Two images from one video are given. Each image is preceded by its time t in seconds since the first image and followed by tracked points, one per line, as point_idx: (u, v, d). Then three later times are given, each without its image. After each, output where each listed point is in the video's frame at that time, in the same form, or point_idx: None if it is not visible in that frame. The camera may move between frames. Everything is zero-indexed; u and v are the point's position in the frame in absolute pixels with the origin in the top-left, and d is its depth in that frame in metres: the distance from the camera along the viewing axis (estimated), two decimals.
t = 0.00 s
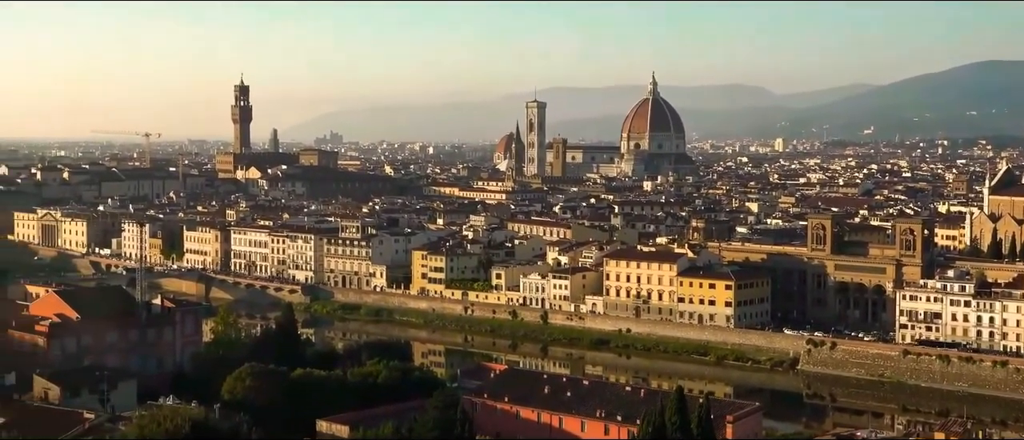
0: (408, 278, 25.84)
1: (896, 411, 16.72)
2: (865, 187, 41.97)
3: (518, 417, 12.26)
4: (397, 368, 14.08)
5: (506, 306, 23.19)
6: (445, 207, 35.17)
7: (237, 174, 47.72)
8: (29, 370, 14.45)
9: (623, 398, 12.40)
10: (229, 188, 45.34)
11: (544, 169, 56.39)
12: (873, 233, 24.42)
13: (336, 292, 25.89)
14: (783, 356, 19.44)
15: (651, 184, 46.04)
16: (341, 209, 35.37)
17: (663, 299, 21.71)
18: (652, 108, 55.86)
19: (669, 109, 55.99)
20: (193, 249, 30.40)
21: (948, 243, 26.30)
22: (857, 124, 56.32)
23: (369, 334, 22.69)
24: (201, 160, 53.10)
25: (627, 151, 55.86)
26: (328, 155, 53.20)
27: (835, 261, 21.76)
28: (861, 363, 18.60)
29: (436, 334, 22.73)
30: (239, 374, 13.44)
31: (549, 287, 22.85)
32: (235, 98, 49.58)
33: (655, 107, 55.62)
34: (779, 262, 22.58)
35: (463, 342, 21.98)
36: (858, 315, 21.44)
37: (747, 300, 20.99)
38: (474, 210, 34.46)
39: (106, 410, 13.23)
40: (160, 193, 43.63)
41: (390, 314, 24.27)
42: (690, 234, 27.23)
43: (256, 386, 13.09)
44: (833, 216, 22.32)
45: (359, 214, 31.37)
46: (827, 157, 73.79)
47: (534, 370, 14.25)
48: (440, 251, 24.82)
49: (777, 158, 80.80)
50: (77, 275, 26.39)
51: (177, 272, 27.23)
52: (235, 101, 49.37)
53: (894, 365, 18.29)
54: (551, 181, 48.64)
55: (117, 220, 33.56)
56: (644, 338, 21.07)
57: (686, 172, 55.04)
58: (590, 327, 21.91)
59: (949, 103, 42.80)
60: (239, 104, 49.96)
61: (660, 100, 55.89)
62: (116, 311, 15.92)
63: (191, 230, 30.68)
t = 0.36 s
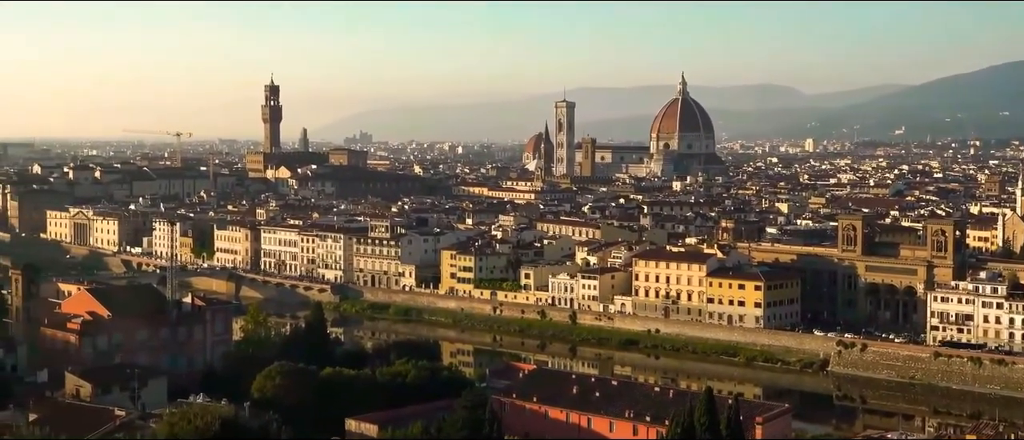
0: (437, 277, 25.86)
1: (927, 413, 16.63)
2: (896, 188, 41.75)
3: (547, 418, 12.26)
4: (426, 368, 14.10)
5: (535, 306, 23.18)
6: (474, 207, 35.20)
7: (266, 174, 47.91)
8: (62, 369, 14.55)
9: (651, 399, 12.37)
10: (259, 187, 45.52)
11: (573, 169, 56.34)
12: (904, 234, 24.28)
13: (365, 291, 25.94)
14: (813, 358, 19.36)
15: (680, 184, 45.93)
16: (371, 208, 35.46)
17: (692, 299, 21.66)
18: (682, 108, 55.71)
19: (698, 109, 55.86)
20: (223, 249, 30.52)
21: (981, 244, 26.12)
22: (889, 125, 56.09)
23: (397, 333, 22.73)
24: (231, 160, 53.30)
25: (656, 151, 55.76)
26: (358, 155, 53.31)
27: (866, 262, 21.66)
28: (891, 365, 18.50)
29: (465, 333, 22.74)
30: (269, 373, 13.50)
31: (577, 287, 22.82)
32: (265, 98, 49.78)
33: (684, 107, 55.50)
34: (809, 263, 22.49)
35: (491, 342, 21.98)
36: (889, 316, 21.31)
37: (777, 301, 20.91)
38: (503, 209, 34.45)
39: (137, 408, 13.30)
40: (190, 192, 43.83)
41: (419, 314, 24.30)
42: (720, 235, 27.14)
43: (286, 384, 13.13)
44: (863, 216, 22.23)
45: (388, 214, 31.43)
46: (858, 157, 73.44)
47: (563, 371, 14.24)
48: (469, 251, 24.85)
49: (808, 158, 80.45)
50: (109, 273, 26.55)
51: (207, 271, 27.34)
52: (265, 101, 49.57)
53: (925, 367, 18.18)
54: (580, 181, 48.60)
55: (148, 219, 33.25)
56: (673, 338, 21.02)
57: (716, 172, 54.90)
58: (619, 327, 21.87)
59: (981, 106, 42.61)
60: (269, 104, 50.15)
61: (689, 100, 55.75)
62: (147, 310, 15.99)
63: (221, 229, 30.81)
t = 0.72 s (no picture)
0: (465, 276, 25.86)
1: (958, 414, 16.52)
2: (927, 187, 41.47)
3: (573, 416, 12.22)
4: (453, 366, 14.12)
5: (562, 304, 23.15)
6: (502, 206, 35.18)
7: (295, 172, 48.02)
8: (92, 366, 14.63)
9: (678, 399, 12.33)
10: (288, 186, 45.64)
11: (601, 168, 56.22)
12: (935, 234, 24.11)
13: (392, 290, 25.96)
14: (842, 358, 19.27)
15: (709, 183, 45.76)
16: (399, 207, 35.47)
17: (720, 299, 21.59)
18: (711, 107, 55.54)
19: (727, 108, 55.66)
20: (252, 247, 30.61)
21: (1012, 245, 25.90)
22: (920, 124, 55.77)
23: (425, 332, 22.73)
24: (260, 158, 53.47)
25: (684, 150, 55.61)
26: (386, 154, 53.39)
27: (895, 262, 21.53)
28: (921, 366, 18.38)
29: (492, 332, 22.72)
30: (297, 371, 13.54)
31: (605, 286, 22.78)
32: (293, 97, 49.93)
33: (713, 106, 55.35)
34: (839, 263, 22.38)
35: (519, 340, 21.96)
36: (919, 316, 21.17)
37: (806, 301, 20.81)
38: (531, 208, 34.41)
39: (165, 405, 13.35)
40: (219, 190, 43.99)
41: (446, 312, 24.30)
42: (749, 234, 27.02)
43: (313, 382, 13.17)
44: (893, 216, 22.10)
45: (416, 212, 31.43)
46: (889, 156, 73.00)
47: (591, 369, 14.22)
48: (497, 249, 24.84)
49: (838, 158, 80.05)
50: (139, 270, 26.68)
51: (236, 269, 27.46)
52: (293, 100, 49.70)
53: (955, 367, 18.05)
54: (608, 180, 48.48)
55: (178, 216, 33.19)
56: (701, 338, 20.95)
57: (745, 171, 54.70)
58: (647, 327, 21.81)
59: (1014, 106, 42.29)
60: (298, 102, 50.28)
61: (718, 100, 55.57)
62: (176, 307, 16.02)
63: (250, 227, 30.90)
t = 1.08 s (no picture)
0: (487, 274, 25.83)
1: (984, 414, 16.40)
2: (953, 187, 41.20)
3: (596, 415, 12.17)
4: (475, 364, 14.11)
5: (585, 303, 23.11)
6: (524, 205, 35.14)
7: (319, 171, 48.11)
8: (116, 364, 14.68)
9: (702, 399, 12.28)
10: (311, 184, 45.72)
11: (625, 167, 56.09)
12: (960, 233, 23.95)
13: (415, 288, 25.95)
14: (866, 358, 19.16)
15: (733, 182, 45.60)
16: (422, 205, 35.45)
17: (744, 298, 21.51)
18: (735, 106, 55.36)
19: (751, 107, 55.42)
20: (276, 245, 30.67)
21: None
22: (946, 123, 55.48)
23: (448, 330, 22.73)
24: (284, 156, 53.64)
25: (708, 149, 55.47)
26: (409, 152, 53.47)
27: (921, 262, 21.40)
28: (947, 366, 18.26)
29: (515, 330, 22.69)
30: (319, 369, 13.56)
31: (628, 285, 22.72)
32: (317, 95, 50.04)
33: (737, 105, 55.16)
34: (863, 262, 22.26)
35: (542, 339, 21.93)
36: (945, 316, 21.03)
37: (831, 300, 20.71)
38: (554, 207, 34.36)
39: (189, 402, 13.38)
40: (242, 188, 44.12)
41: (469, 310, 24.29)
42: (773, 233, 26.90)
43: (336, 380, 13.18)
44: (919, 215, 21.97)
45: (439, 211, 31.40)
46: (915, 156, 72.59)
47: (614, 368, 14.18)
48: (520, 248, 24.81)
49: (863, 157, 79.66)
50: (162, 268, 26.79)
51: (259, 266, 27.53)
52: (317, 98, 49.82)
53: (981, 368, 17.93)
54: (632, 178, 48.39)
55: (202, 214, 33.15)
56: (724, 337, 20.88)
57: (769, 171, 54.49)
58: (670, 326, 21.74)
59: None
60: (321, 100, 50.40)
61: (742, 98, 55.39)
62: (200, 305, 16.06)
63: (273, 225, 30.97)
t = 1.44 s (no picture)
0: (510, 272, 25.81)
1: (1009, 415, 16.29)
2: (978, 186, 40.95)
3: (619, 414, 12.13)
4: (498, 362, 14.11)
5: (608, 302, 23.06)
6: (547, 203, 35.09)
7: (342, 168, 48.19)
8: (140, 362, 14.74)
9: (725, 398, 12.23)
10: (334, 182, 45.80)
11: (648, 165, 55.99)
12: (986, 232, 23.80)
13: (438, 286, 25.94)
14: (891, 357, 19.05)
15: (756, 181, 45.46)
16: (445, 203, 35.47)
17: (768, 297, 21.44)
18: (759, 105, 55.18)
19: (775, 105, 55.21)
20: (299, 243, 30.72)
21: None
22: (972, 121, 55.16)
23: (470, 328, 22.73)
24: (307, 155, 53.75)
25: (732, 148, 55.32)
26: (432, 150, 53.52)
27: (946, 261, 21.27)
28: (972, 366, 18.14)
29: (537, 328, 22.66)
30: (342, 367, 13.58)
31: (651, 283, 22.67)
32: (340, 93, 50.11)
33: (761, 103, 54.97)
34: (888, 261, 22.14)
35: (564, 338, 21.91)
36: (970, 316, 20.92)
37: (855, 299, 20.61)
38: (577, 205, 34.32)
39: (212, 399, 13.42)
40: (266, 186, 44.24)
41: (491, 309, 24.28)
42: (797, 232, 26.79)
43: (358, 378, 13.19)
44: (944, 214, 21.87)
45: (462, 209, 31.41)
46: (941, 154, 72.19)
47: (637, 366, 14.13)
48: (542, 246, 24.79)
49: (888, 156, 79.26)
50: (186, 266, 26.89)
51: (282, 264, 27.60)
52: (340, 96, 49.90)
53: (1006, 368, 17.81)
54: (655, 177, 48.31)
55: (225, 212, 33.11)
56: (748, 336, 20.81)
57: (793, 169, 54.28)
58: (693, 325, 21.68)
59: None
60: (344, 99, 50.49)
61: (766, 96, 55.20)
62: (223, 303, 16.09)
63: (296, 222, 31.02)
